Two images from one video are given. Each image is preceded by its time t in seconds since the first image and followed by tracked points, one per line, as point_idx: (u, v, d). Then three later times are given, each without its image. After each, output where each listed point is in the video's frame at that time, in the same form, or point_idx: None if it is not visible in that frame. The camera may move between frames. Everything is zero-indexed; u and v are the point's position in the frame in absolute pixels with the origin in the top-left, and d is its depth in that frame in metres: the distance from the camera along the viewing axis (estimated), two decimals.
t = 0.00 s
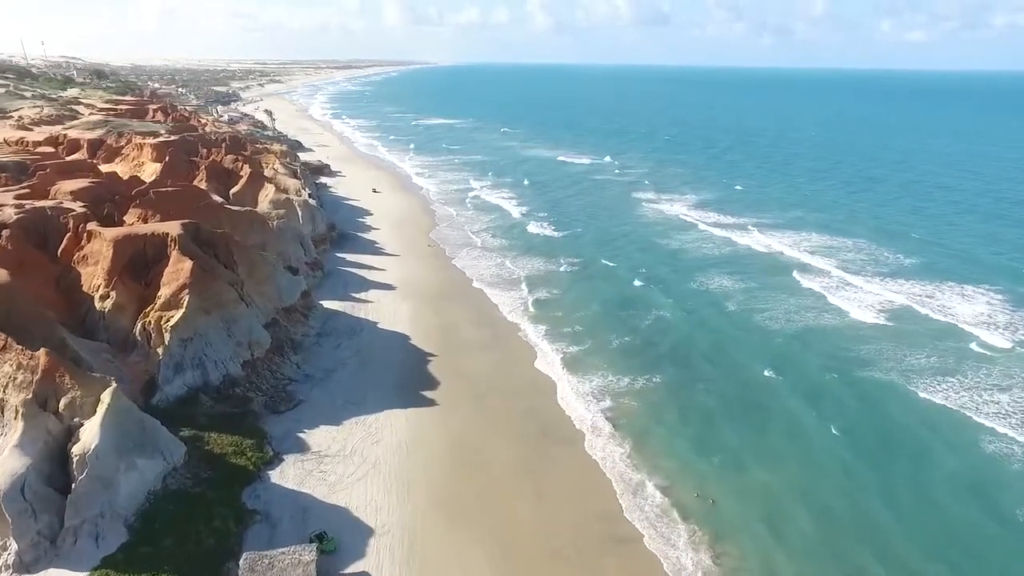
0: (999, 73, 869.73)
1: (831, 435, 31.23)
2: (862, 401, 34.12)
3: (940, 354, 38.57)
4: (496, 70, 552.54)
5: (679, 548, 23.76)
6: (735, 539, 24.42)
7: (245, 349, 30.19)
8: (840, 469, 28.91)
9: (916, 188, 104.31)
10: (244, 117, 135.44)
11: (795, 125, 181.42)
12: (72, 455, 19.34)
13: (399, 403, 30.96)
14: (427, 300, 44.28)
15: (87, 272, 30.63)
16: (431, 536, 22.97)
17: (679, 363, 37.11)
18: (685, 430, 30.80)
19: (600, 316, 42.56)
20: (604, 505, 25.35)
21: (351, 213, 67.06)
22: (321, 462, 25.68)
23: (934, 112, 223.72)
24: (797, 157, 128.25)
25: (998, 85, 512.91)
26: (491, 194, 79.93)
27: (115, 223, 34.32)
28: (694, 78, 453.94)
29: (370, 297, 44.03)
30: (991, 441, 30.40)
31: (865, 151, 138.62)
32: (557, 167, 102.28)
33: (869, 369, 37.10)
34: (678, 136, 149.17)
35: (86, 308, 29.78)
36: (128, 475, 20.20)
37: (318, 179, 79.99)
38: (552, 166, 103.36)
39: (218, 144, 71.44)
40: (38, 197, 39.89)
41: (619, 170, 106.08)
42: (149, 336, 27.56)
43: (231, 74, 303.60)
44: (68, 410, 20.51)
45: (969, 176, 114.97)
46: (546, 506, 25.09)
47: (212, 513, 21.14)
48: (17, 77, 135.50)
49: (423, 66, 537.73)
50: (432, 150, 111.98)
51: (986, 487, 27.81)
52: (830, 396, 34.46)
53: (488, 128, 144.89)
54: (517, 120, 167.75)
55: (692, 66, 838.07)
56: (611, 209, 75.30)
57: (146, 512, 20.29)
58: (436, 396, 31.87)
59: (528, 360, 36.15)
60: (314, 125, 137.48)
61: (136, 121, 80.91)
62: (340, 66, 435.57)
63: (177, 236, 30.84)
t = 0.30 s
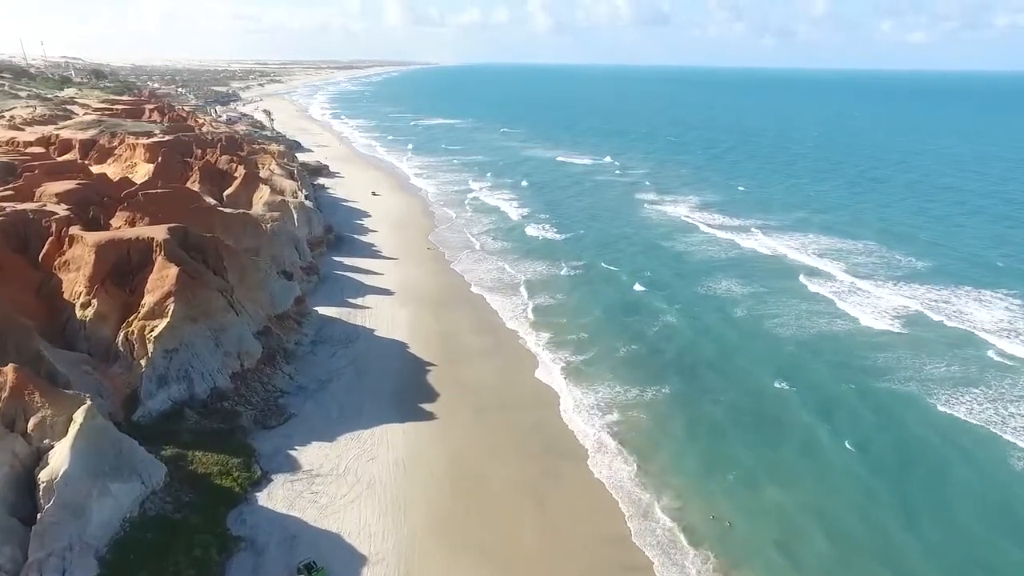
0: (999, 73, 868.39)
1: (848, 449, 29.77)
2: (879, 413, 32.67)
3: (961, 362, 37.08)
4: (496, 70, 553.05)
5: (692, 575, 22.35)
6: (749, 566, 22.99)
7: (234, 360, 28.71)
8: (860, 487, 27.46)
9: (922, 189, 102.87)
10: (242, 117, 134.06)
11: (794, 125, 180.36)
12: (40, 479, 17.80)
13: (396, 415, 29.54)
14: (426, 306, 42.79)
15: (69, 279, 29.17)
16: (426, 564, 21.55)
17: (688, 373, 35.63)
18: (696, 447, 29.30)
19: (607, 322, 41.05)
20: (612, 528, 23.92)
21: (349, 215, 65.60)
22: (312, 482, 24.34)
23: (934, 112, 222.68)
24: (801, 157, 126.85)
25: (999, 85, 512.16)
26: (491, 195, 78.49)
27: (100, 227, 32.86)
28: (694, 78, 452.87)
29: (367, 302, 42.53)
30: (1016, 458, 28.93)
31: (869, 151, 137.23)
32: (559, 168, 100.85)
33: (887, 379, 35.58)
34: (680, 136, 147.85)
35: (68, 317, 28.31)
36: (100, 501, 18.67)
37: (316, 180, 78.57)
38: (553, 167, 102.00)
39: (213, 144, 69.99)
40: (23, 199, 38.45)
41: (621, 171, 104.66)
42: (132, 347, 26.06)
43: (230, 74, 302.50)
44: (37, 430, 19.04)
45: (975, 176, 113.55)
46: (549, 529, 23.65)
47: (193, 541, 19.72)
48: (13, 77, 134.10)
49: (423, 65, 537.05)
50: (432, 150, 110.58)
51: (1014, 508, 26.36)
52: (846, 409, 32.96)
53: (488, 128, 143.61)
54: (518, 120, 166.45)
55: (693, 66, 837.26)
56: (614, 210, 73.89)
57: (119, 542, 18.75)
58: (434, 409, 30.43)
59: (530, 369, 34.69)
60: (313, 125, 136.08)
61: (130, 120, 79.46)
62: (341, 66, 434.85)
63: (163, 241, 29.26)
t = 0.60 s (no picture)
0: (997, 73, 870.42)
1: (867, 467, 28.33)
2: (897, 428, 31.18)
3: (984, 372, 35.54)
4: (496, 70, 552.50)
5: None
6: None
7: (222, 372, 27.14)
8: (883, 508, 26.01)
9: (929, 190, 101.27)
10: (240, 117, 132.52)
11: (795, 125, 179.04)
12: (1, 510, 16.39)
13: (393, 430, 28.05)
14: (424, 313, 41.23)
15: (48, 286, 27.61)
16: None
17: (698, 384, 34.15)
18: (707, 465, 27.82)
19: (613, 330, 39.53)
20: (622, 557, 22.42)
21: (347, 217, 64.06)
22: (302, 506, 22.87)
23: (934, 112, 221.38)
24: (805, 157, 125.42)
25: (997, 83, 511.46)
26: (492, 196, 76.92)
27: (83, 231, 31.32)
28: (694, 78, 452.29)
29: (364, 309, 40.98)
30: None
31: (874, 151, 135.65)
32: (561, 169, 99.33)
33: (907, 390, 34.04)
34: (682, 137, 146.41)
35: (46, 326, 26.73)
36: (67, 533, 17.17)
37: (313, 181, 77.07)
38: (555, 167, 100.37)
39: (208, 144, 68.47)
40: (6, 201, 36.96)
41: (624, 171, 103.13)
42: (112, 359, 24.49)
43: (230, 74, 301.24)
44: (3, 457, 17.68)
45: (981, 177, 112.03)
46: (553, 559, 22.14)
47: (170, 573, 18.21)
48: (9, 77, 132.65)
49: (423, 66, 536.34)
50: (432, 150, 109.01)
51: None
52: (864, 423, 31.41)
53: (489, 128, 142.15)
54: (518, 120, 164.99)
55: (693, 66, 836.08)
56: (617, 212, 72.38)
57: None
58: (431, 424, 28.92)
59: (531, 380, 33.19)
60: (312, 125, 134.56)
61: (124, 120, 77.92)
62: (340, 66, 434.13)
63: (146, 246, 27.62)
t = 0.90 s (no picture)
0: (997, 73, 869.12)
1: (889, 484, 26.87)
2: (918, 442, 29.65)
3: (1007, 382, 33.98)
4: (496, 70, 551.71)
5: None
6: None
7: (207, 386, 25.63)
8: (908, 531, 24.49)
9: (936, 191, 99.78)
10: (238, 117, 130.90)
11: (797, 125, 177.70)
12: None
13: (389, 447, 26.60)
14: (422, 320, 39.71)
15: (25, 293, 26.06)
16: None
17: (708, 397, 32.63)
18: (720, 486, 26.32)
19: (619, 338, 38.05)
20: None
21: (344, 219, 62.53)
22: (289, 532, 21.47)
23: (936, 112, 219.98)
24: (809, 158, 123.95)
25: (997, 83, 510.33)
26: (492, 197, 75.39)
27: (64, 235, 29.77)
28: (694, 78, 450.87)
29: (360, 316, 39.49)
30: None
31: (878, 152, 134.12)
32: (562, 169, 97.80)
33: (928, 402, 32.48)
34: (685, 137, 144.84)
35: (21, 337, 25.17)
36: (26, 570, 15.62)
37: (310, 182, 75.57)
38: (556, 168, 98.78)
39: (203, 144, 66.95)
40: None
41: (626, 172, 101.57)
42: (90, 373, 22.99)
43: (229, 74, 299.68)
44: None
45: (988, 177, 110.44)
46: None
47: None
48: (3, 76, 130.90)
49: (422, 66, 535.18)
50: (431, 150, 107.45)
51: None
52: (883, 438, 29.86)
53: (489, 128, 140.58)
54: (518, 120, 163.46)
55: (693, 66, 834.60)
56: (620, 214, 70.85)
57: None
58: (428, 440, 27.41)
59: (534, 393, 31.66)
60: (310, 125, 132.98)
61: (117, 120, 76.32)
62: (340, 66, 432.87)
63: (128, 251, 26.00)
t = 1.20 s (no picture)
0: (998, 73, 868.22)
1: (912, 505, 25.39)
2: (941, 458, 28.15)
3: None
4: (496, 70, 550.80)
5: None
6: None
7: (191, 401, 24.05)
8: (934, 557, 23.01)
9: (943, 192, 98.40)
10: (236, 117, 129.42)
11: (800, 125, 176.26)
12: None
13: (385, 467, 25.14)
14: (421, 327, 38.23)
15: None
16: None
17: (721, 410, 31.11)
18: (735, 508, 24.80)
19: (626, 347, 36.56)
20: None
21: (341, 221, 61.06)
22: (276, 563, 20.13)
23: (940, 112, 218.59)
24: (813, 158, 122.54)
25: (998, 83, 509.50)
26: (493, 199, 73.91)
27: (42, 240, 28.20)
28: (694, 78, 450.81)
29: (357, 323, 37.99)
30: None
31: (883, 152, 132.67)
32: (564, 170, 96.35)
33: (951, 416, 30.95)
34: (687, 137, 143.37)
35: None
36: None
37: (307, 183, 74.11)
38: (558, 168, 97.29)
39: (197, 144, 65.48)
40: None
41: (629, 172, 100.06)
42: (64, 389, 21.49)
43: (229, 73, 298.26)
44: None
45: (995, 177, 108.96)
46: None
47: None
48: None
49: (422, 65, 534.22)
50: (431, 151, 105.98)
51: None
52: (905, 454, 28.37)
53: (489, 128, 139.13)
54: (519, 120, 162.02)
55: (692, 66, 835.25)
56: (623, 215, 69.40)
57: None
58: (425, 458, 25.94)
59: (538, 407, 30.14)
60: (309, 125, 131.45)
61: (111, 120, 74.80)
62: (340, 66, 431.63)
63: (107, 257, 24.31)
